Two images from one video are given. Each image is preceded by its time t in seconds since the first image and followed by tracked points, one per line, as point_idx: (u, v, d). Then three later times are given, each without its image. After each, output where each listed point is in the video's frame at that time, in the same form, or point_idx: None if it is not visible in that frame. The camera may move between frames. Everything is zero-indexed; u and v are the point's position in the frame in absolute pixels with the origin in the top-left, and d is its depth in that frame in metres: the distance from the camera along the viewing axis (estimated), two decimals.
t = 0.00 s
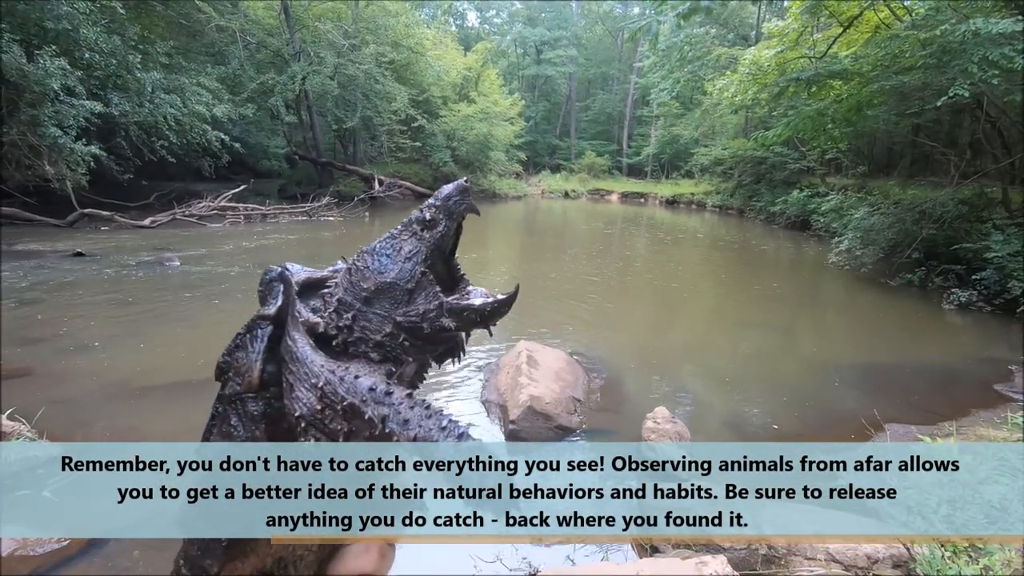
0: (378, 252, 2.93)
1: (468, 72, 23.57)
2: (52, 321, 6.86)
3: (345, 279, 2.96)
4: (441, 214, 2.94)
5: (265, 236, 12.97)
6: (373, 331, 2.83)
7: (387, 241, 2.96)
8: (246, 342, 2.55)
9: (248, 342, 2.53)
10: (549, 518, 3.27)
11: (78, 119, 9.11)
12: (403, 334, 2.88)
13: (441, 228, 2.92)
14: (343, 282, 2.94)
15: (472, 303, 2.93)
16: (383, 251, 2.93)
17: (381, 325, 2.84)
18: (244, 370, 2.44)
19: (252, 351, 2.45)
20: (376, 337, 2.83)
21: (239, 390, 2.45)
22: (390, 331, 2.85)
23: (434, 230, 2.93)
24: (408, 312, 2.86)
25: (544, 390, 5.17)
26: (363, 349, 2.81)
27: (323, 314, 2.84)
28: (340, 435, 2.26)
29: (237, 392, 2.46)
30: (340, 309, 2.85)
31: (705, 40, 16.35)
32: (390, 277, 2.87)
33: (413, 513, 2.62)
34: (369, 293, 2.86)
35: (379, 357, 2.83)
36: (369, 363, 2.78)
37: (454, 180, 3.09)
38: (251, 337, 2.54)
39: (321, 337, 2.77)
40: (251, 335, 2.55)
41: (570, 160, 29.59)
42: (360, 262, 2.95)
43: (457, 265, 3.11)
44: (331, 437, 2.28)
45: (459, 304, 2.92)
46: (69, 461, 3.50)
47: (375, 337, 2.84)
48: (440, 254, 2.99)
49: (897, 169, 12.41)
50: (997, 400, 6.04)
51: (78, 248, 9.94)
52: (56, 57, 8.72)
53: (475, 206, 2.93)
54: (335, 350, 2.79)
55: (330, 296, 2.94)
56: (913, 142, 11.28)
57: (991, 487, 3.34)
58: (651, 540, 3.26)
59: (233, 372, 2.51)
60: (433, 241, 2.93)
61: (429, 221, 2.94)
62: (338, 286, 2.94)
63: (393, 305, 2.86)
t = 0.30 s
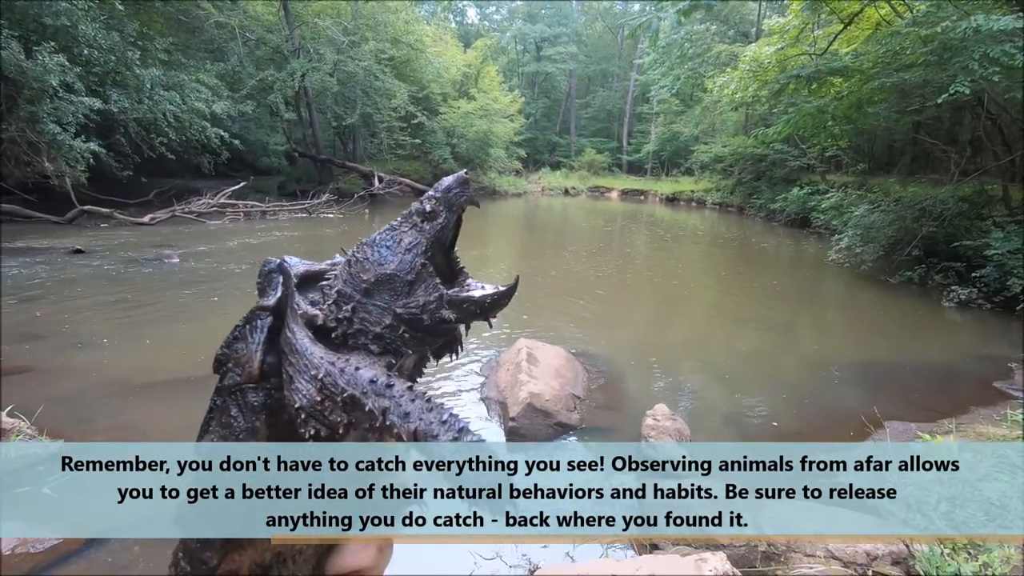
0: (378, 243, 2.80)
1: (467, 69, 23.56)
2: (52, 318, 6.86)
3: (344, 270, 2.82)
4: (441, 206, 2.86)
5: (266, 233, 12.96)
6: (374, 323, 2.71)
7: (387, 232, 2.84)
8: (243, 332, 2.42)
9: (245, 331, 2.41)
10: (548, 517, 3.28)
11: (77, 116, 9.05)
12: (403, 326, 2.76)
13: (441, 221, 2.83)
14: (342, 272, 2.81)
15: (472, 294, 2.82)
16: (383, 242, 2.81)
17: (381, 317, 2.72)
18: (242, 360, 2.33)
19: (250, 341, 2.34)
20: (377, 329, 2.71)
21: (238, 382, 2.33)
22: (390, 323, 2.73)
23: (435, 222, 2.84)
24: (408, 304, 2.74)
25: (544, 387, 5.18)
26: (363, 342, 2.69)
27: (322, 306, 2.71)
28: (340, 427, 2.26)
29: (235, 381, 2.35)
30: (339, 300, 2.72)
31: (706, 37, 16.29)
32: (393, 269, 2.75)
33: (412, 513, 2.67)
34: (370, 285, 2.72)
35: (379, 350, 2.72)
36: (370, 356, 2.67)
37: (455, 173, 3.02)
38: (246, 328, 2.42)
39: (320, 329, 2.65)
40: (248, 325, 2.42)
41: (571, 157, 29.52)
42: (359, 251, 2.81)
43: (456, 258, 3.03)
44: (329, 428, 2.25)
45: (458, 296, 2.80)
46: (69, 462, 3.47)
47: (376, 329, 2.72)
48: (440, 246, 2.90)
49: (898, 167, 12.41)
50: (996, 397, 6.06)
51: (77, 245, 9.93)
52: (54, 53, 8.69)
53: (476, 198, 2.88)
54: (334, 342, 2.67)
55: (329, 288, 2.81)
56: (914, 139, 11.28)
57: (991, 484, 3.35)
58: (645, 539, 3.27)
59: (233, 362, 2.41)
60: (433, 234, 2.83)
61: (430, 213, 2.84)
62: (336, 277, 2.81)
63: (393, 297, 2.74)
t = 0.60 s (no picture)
0: (386, 242, 2.76)
1: (467, 64, 23.52)
2: (51, 313, 6.86)
3: (346, 267, 2.75)
4: (453, 206, 2.89)
5: (265, 229, 12.94)
6: (378, 324, 2.68)
7: (396, 230, 2.81)
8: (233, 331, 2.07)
9: (237, 330, 2.05)
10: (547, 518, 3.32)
11: (75, 111, 9.03)
12: (408, 329, 2.76)
13: (452, 221, 2.86)
14: (344, 270, 2.74)
15: (481, 297, 2.92)
16: (391, 241, 2.77)
17: (386, 318, 2.71)
18: (239, 367, 1.99)
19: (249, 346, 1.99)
20: (381, 330, 2.69)
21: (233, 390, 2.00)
22: (395, 325, 2.72)
23: (446, 222, 2.86)
24: (414, 306, 2.76)
25: (543, 382, 5.18)
26: (366, 344, 2.66)
27: (323, 305, 2.65)
28: (345, 435, 2.22)
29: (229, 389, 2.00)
30: (342, 299, 2.66)
31: (706, 32, 16.23)
32: (402, 269, 2.73)
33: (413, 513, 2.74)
34: (375, 285, 2.70)
35: (382, 353, 2.70)
36: (373, 360, 2.64)
37: (461, 174, 3.05)
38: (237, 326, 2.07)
39: (320, 330, 2.60)
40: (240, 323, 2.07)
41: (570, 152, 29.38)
42: (365, 249, 2.76)
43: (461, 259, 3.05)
44: (333, 436, 2.21)
45: (467, 300, 2.91)
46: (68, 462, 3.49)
47: (380, 330, 2.69)
48: (448, 248, 2.91)
49: (898, 163, 12.42)
50: (995, 392, 6.08)
51: (76, 240, 9.91)
52: (53, 48, 8.68)
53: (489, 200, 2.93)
54: (335, 343, 2.62)
55: (330, 286, 2.74)
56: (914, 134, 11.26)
57: (989, 479, 3.36)
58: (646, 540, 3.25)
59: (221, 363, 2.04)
60: (443, 235, 2.84)
61: (441, 213, 2.85)
62: (339, 274, 2.74)
63: (399, 299, 2.73)
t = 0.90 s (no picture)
0: (392, 224, 2.70)
1: (466, 58, 23.46)
2: (51, 308, 6.89)
3: (346, 250, 2.66)
4: (460, 189, 2.84)
5: (265, 223, 12.93)
6: (382, 310, 2.62)
7: (402, 213, 2.73)
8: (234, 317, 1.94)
9: (237, 317, 1.93)
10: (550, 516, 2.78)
11: (73, 105, 9.01)
12: (412, 315, 2.72)
13: (460, 206, 2.82)
14: (345, 252, 2.65)
15: (485, 284, 2.87)
16: (397, 224, 2.70)
17: (390, 305, 2.65)
18: (240, 357, 1.85)
19: (252, 334, 1.87)
20: (384, 317, 2.63)
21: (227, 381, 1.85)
22: (400, 311, 2.67)
23: (453, 206, 2.81)
24: (419, 292, 2.70)
25: (543, 377, 5.18)
26: (369, 330, 2.59)
27: (320, 287, 2.54)
28: (352, 426, 2.12)
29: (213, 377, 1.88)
30: (341, 282, 2.57)
31: (706, 25, 16.17)
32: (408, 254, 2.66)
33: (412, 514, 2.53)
34: (379, 269, 2.64)
35: (384, 340, 2.65)
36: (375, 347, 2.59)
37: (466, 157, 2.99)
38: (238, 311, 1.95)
39: (317, 315, 2.50)
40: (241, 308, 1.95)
41: (570, 146, 29.29)
42: (368, 231, 2.70)
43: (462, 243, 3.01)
44: (340, 425, 2.11)
45: (473, 285, 2.85)
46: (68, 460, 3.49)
47: (383, 316, 2.63)
48: (453, 232, 2.85)
49: (897, 157, 12.41)
50: (993, 385, 6.10)
51: (74, 235, 9.90)
52: (49, 41, 8.65)
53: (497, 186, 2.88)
54: (333, 328, 2.55)
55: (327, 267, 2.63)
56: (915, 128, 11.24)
57: (987, 473, 3.36)
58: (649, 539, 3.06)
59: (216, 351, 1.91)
60: (450, 220, 2.79)
61: (449, 196, 2.79)
62: (339, 256, 2.63)
63: (404, 284, 2.68)
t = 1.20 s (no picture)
0: (398, 233, 2.60)
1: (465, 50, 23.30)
2: (48, 301, 6.88)
3: (348, 260, 2.61)
4: (469, 197, 2.75)
5: (262, 216, 12.88)
6: (387, 324, 2.59)
7: (409, 221, 2.63)
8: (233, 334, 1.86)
9: (242, 336, 1.85)
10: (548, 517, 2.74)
11: (68, 97, 8.98)
12: (418, 328, 2.68)
13: (469, 213, 2.73)
14: (348, 262, 2.60)
15: (492, 296, 2.86)
16: (403, 233, 2.61)
17: (396, 319, 2.61)
18: (251, 380, 1.78)
19: (260, 354, 1.81)
20: (391, 332, 2.61)
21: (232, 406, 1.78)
22: (406, 325, 2.63)
23: (462, 214, 2.72)
24: (426, 306, 2.65)
25: (540, 371, 5.21)
26: (375, 345, 2.58)
27: (321, 299, 2.50)
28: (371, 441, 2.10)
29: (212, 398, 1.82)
30: (343, 295, 2.53)
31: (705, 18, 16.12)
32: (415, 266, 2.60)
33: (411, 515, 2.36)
34: (385, 281, 2.57)
35: (389, 353, 2.62)
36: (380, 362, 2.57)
37: (476, 159, 2.88)
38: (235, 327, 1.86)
39: (319, 327, 2.48)
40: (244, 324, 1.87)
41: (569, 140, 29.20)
42: (372, 240, 2.62)
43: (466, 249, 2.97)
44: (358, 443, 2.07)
45: (479, 297, 2.84)
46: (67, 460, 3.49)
47: (388, 331, 2.60)
48: (460, 241, 2.78)
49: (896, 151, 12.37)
50: (989, 380, 6.14)
51: (70, 228, 9.86)
52: (44, 33, 8.61)
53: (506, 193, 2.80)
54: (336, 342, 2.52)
55: (328, 277, 2.57)
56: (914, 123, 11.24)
57: (982, 467, 3.38)
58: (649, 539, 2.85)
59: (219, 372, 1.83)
60: (459, 226, 2.71)
61: (457, 204, 2.71)
62: (341, 267, 2.59)
63: (411, 298, 2.62)
